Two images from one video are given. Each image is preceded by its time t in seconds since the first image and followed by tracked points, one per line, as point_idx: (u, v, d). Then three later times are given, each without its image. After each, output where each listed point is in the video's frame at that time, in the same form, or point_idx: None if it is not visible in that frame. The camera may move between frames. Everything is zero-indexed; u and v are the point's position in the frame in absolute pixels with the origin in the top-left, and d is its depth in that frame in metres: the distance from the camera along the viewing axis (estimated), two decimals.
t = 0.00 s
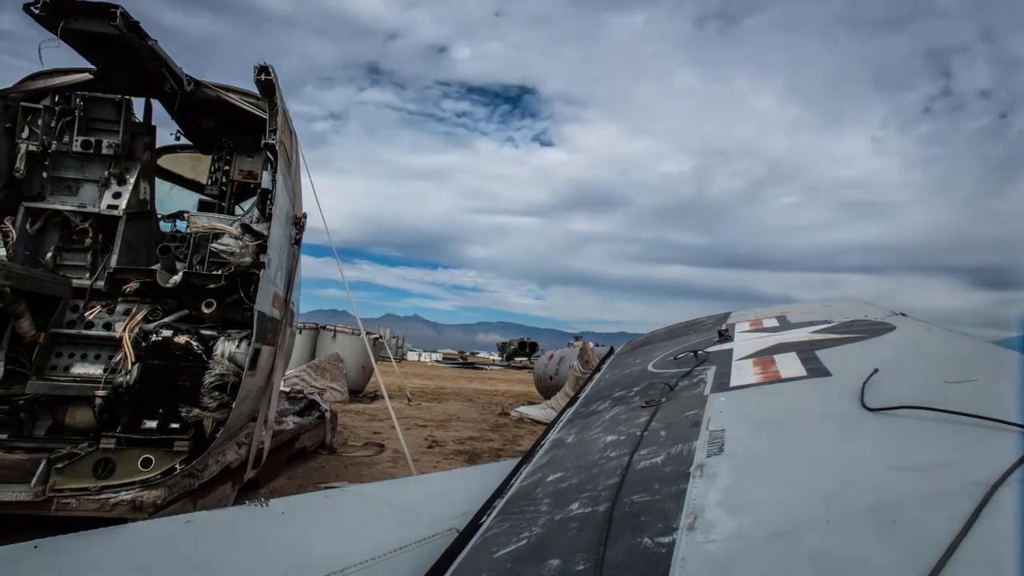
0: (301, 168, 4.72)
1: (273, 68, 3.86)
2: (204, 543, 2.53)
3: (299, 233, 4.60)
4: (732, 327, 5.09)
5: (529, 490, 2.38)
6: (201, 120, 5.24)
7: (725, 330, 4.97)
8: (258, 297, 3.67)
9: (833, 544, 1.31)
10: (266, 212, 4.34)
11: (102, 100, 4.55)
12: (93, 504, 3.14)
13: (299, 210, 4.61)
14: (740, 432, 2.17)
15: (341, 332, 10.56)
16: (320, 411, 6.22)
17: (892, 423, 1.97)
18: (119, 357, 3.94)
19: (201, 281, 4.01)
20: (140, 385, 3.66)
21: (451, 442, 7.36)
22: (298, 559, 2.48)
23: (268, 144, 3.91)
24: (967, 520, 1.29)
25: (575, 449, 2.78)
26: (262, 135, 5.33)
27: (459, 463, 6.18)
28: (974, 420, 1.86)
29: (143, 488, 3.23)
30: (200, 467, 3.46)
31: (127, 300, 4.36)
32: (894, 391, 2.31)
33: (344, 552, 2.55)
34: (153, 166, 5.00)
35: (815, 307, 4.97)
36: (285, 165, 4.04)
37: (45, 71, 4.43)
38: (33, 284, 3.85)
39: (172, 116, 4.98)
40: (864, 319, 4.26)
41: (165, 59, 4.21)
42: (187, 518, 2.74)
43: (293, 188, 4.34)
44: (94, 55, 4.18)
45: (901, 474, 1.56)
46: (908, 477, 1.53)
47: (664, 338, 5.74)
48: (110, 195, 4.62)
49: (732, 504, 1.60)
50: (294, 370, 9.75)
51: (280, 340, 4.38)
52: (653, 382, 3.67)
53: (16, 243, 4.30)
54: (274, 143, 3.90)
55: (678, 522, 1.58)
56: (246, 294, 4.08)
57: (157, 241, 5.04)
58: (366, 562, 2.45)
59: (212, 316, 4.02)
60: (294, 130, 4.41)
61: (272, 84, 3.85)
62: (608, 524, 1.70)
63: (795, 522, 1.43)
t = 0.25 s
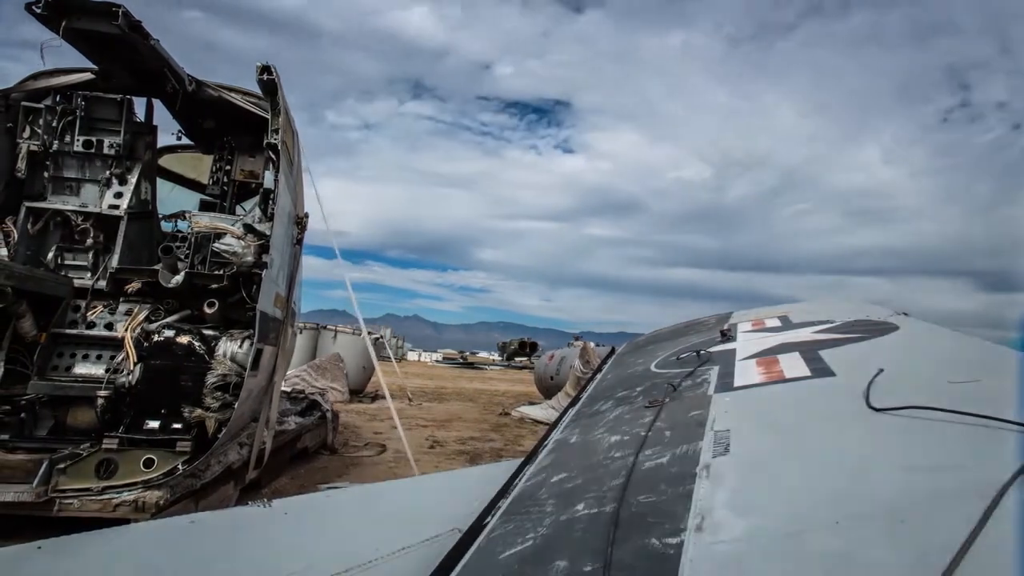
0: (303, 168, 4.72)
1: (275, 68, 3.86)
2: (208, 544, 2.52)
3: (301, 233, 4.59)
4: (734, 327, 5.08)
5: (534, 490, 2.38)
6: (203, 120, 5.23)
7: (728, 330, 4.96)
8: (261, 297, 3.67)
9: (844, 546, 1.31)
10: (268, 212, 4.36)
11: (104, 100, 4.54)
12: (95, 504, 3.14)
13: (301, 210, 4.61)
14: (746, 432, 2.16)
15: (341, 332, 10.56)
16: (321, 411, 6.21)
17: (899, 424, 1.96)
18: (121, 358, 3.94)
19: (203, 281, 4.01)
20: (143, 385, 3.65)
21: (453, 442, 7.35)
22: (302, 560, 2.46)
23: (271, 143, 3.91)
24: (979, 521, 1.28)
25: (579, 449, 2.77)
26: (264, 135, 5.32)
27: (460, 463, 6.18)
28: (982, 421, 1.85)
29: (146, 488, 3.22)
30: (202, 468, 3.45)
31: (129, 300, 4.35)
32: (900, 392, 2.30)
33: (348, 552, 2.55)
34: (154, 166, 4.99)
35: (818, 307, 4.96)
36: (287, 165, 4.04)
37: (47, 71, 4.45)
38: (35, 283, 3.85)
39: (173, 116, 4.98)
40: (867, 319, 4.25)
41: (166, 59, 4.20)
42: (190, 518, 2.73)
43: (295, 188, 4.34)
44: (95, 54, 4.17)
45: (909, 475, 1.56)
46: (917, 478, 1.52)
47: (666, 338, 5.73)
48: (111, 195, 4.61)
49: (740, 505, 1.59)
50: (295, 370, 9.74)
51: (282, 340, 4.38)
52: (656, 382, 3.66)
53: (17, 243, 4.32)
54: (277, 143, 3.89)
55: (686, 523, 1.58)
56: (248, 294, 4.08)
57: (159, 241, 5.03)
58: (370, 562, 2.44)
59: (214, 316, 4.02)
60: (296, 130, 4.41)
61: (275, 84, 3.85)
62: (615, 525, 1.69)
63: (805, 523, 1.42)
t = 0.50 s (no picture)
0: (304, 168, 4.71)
1: (278, 67, 3.84)
2: (211, 545, 2.51)
3: (303, 232, 4.58)
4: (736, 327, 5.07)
5: (538, 491, 2.37)
6: (204, 120, 5.22)
7: (730, 330, 4.95)
8: (263, 297, 3.67)
9: (854, 546, 1.30)
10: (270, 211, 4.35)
11: (105, 100, 4.50)
12: (97, 505, 3.14)
13: (302, 210, 4.60)
14: (751, 433, 2.15)
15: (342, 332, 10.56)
16: (322, 411, 6.20)
17: (906, 424, 1.95)
18: (123, 358, 3.94)
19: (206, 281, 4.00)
20: (145, 385, 3.64)
21: (454, 442, 7.36)
22: (305, 560, 2.46)
23: (273, 143, 3.90)
24: (990, 522, 1.28)
25: (582, 449, 2.77)
26: (265, 135, 5.31)
27: (461, 463, 6.18)
28: (989, 421, 1.84)
29: (148, 489, 3.22)
30: (204, 468, 3.44)
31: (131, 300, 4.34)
32: (906, 391, 2.30)
33: (352, 553, 2.54)
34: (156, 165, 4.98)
35: (820, 308, 4.95)
36: (289, 165, 4.03)
37: (48, 69, 4.45)
38: (36, 283, 3.84)
39: (175, 116, 4.97)
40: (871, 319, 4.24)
41: (168, 59, 4.19)
42: (193, 518, 2.73)
43: (297, 188, 4.33)
44: (97, 54, 4.17)
45: (918, 475, 1.55)
46: (925, 479, 1.52)
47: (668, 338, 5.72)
48: (113, 195, 4.60)
49: (747, 506, 1.58)
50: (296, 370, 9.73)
51: (284, 340, 4.38)
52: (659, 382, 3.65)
53: (19, 242, 4.32)
54: (279, 143, 3.88)
55: (693, 524, 1.57)
56: (250, 294, 4.07)
57: (160, 241, 5.02)
58: (374, 564, 2.43)
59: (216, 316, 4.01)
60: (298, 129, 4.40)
61: (277, 83, 3.84)
62: (621, 526, 1.69)
63: (814, 524, 1.42)
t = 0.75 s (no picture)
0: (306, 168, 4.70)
1: (280, 67, 3.83)
2: (215, 546, 2.51)
3: (304, 233, 4.57)
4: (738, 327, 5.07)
5: (542, 491, 2.36)
6: (205, 119, 5.21)
7: (732, 330, 4.94)
8: (266, 298, 3.66)
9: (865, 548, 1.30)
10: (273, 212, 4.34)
11: (106, 99, 4.50)
12: (99, 505, 3.13)
13: (304, 210, 4.58)
14: (756, 434, 2.14)
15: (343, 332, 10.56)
16: (324, 411, 6.19)
17: (913, 424, 1.95)
18: (125, 358, 3.93)
19: (209, 281, 4.00)
20: (147, 385, 3.64)
21: (455, 442, 7.35)
22: (309, 561, 2.45)
23: (275, 143, 3.89)
24: (1002, 524, 1.27)
25: (586, 450, 2.76)
26: (267, 134, 5.30)
27: (463, 463, 6.17)
28: (997, 421, 1.84)
29: (150, 489, 3.22)
30: (206, 468, 3.42)
31: (133, 300, 4.33)
32: (911, 392, 2.29)
33: (356, 553, 2.53)
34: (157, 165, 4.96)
35: (823, 308, 4.94)
36: (292, 165, 4.02)
37: (49, 69, 4.46)
38: (38, 283, 3.83)
39: (176, 116, 4.97)
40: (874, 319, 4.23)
41: (170, 58, 4.19)
42: (196, 519, 2.72)
43: (299, 188, 4.32)
44: (99, 53, 4.16)
45: (926, 476, 1.54)
46: (934, 480, 1.51)
47: (670, 338, 5.71)
48: (114, 194, 4.59)
49: (755, 507, 1.57)
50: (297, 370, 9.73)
51: (286, 340, 4.37)
52: (662, 383, 3.65)
53: (20, 242, 4.31)
54: (282, 143, 3.87)
55: (701, 524, 1.56)
56: (253, 294, 4.06)
57: (161, 241, 5.01)
58: (378, 564, 2.42)
59: (218, 316, 4.00)
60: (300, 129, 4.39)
61: (279, 83, 3.83)
62: (628, 527, 1.68)
63: (823, 525, 1.41)
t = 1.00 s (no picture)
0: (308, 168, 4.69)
1: (282, 66, 3.83)
2: (218, 547, 2.50)
3: (306, 233, 4.56)
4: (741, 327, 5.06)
5: (547, 492, 2.35)
6: (207, 119, 5.20)
7: (734, 330, 4.93)
8: (268, 297, 3.65)
9: (877, 550, 1.29)
10: (275, 211, 4.33)
11: (107, 99, 4.50)
12: (102, 505, 3.12)
13: (306, 210, 4.57)
14: (762, 434, 2.14)
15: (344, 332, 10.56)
16: (325, 412, 6.18)
17: (920, 425, 1.94)
18: (127, 358, 3.93)
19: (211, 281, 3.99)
20: (150, 386, 3.65)
21: (457, 442, 7.35)
22: (313, 561, 2.44)
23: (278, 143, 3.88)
24: (1014, 524, 1.26)
25: (590, 450, 2.75)
26: (268, 134, 5.29)
27: (465, 463, 6.17)
28: (1005, 422, 1.83)
29: (153, 490, 3.21)
30: (208, 469, 3.41)
31: (134, 300, 4.33)
32: (916, 392, 2.29)
33: (359, 554, 2.52)
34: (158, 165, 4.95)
35: (825, 308, 4.93)
36: (294, 164, 4.01)
37: (52, 68, 4.45)
38: (40, 283, 3.83)
39: (178, 115, 4.97)
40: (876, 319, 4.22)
41: (171, 58, 4.18)
42: (199, 519, 2.71)
43: (301, 188, 4.31)
44: (101, 53, 4.15)
45: (936, 477, 1.53)
46: (944, 481, 1.50)
47: (672, 338, 5.70)
48: (115, 194, 4.59)
49: (763, 507, 1.57)
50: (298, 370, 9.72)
51: (288, 340, 4.36)
52: (665, 382, 3.64)
53: (21, 242, 4.30)
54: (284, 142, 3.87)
55: (709, 525, 1.56)
56: (255, 294, 4.05)
57: (163, 240, 5.01)
58: (382, 564, 2.41)
59: (220, 316, 3.99)
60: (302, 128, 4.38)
61: (281, 82, 3.82)
62: (635, 528, 1.67)
63: (833, 525, 1.41)
